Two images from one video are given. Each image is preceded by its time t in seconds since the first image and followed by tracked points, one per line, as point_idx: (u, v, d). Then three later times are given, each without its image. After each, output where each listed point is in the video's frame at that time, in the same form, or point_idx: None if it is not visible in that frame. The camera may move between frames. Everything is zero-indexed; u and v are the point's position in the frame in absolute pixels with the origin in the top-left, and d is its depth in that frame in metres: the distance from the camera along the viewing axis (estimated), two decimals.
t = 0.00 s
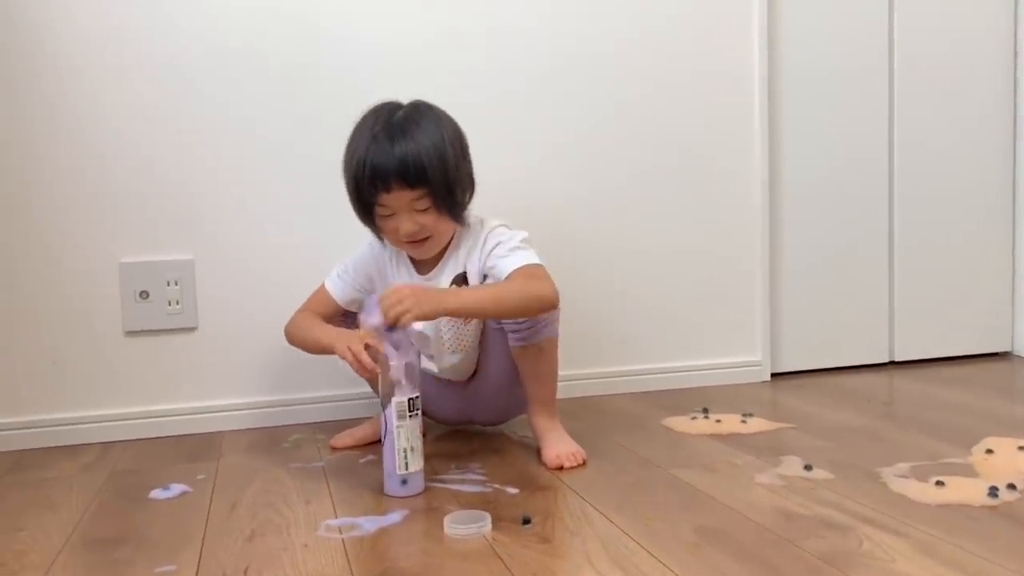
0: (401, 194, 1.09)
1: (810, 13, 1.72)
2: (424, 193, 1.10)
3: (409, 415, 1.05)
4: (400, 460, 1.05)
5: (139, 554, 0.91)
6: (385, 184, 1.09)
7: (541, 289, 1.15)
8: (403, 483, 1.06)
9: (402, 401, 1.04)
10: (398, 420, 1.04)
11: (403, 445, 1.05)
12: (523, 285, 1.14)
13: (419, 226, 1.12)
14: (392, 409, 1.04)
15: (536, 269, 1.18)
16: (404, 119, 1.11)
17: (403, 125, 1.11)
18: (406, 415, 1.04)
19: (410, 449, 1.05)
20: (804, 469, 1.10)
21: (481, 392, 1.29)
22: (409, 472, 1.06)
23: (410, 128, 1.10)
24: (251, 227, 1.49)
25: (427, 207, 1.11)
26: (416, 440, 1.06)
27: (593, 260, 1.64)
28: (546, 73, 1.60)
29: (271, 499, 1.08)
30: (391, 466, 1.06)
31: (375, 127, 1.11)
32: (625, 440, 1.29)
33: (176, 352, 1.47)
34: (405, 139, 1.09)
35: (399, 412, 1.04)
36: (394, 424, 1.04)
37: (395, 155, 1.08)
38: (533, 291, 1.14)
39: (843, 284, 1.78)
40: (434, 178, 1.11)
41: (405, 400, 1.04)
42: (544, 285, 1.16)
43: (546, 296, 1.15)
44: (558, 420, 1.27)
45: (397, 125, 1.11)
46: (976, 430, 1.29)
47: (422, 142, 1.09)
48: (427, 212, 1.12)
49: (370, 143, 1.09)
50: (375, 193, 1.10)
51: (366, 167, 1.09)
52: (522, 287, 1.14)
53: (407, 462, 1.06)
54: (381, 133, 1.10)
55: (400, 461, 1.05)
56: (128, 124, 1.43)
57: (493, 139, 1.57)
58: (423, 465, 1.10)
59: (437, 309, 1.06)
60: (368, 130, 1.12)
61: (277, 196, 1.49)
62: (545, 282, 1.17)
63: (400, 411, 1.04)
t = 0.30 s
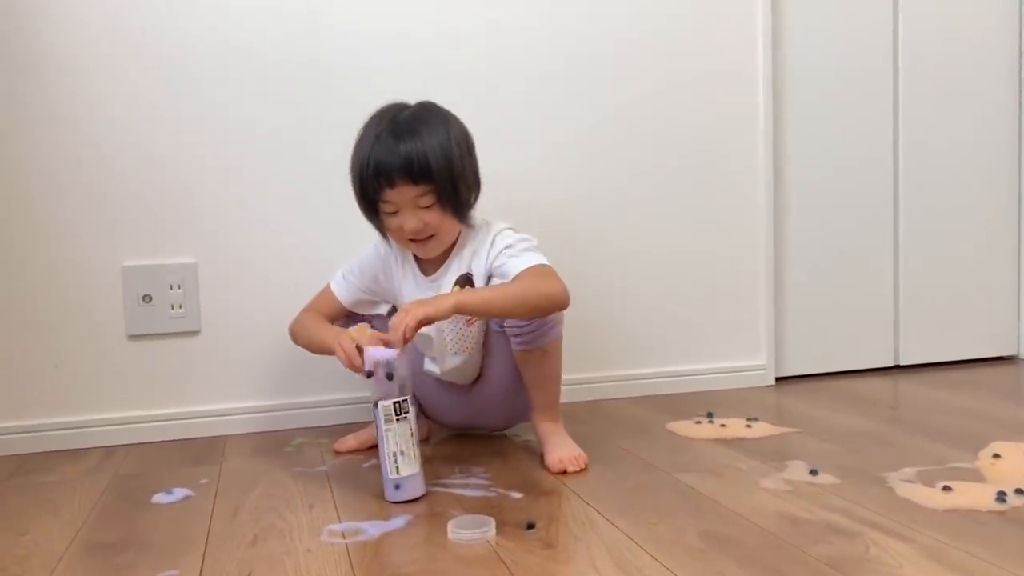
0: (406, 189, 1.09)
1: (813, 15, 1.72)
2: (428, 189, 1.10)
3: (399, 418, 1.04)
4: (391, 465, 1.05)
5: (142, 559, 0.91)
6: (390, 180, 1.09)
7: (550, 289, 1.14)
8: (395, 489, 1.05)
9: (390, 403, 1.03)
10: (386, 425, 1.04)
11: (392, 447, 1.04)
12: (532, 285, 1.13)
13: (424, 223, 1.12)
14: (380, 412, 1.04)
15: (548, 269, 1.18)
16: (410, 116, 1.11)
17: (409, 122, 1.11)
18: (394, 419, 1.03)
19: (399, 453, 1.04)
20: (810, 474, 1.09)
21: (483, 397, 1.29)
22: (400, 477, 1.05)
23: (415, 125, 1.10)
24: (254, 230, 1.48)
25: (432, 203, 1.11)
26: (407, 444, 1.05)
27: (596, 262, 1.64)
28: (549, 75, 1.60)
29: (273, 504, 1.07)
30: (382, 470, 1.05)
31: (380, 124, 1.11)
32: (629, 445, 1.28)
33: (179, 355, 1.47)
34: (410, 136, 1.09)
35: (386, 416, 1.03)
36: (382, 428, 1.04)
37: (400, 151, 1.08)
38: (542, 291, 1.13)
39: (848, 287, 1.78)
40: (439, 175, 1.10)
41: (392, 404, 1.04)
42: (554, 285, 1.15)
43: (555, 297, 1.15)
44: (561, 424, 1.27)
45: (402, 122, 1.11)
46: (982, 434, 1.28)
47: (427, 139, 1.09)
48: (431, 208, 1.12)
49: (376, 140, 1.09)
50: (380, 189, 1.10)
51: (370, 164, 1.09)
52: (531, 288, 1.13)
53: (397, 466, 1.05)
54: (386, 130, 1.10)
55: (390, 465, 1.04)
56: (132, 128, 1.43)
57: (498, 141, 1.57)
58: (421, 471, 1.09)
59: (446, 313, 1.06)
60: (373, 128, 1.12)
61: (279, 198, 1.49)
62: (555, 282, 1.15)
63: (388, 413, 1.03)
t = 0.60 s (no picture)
0: (420, 187, 1.09)
1: (815, 17, 1.71)
2: (441, 188, 1.10)
3: (401, 420, 1.03)
4: (391, 465, 1.04)
5: (138, 556, 0.90)
6: (404, 176, 1.08)
7: (557, 289, 1.15)
8: (394, 490, 1.05)
9: (393, 405, 1.03)
10: (388, 424, 1.03)
11: (393, 448, 1.04)
12: (538, 290, 1.14)
13: (435, 221, 1.12)
14: (382, 413, 1.03)
15: (556, 269, 1.19)
16: (425, 114, 1.11)
17: (424, 119, 1.10)
18: (395, 420, 1.03)
19: (399, 454, 1.04)
20: (808, 475, 1.09)
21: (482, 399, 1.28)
22: (399, 478, 1.04)
23: (431, 123, 1.10)
24: (254, 228, 1.48)
25: (445, 201, 1.11)
26: (409, 446, 1.05)
27: (595, 262, 1.63)
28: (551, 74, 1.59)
29: (270, 502, 1.07)
30: (382, 471, 1.05)
31: (395, 120, 1.11)
32: (627, 445, 1.28)
33: (177, 353, 1.46)
34: (425, 132, 1.09)
35: (389, 416, 1.03)
36: (385, 427, 1.04)
37: (415, 148, 1.08)
38: (548, 294, 1.14)
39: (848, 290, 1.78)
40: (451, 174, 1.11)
41: (395, 405, 1.03)
42: (560, 285, 1.16)
43: (564, 296, 1.16)
44: (561, 424, 1.26)
45: (418, 119, 1.10)
46: (981, 436, 1.28)
47: (442, 137, 1.09)
48: (443, 207, 1.12)
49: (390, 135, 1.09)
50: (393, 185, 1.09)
51: (384, 159, 1.09)
52: (537, 292, 1.14)
53: (396, 467, 1.04)
54: (401, 126, 1.10)
55: (390, 465, 1.04)
56: (132, 124, 1.43)
57: (497, 140, 1.57)
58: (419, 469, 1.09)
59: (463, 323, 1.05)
60: (387, 123, 1.11)
61: (279, 195, 1.49)
62: (562, 281, 1.17)
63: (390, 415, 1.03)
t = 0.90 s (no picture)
0: (429, 195, 1.09)
1: (814, 17, 1.72)
2: (451, 195, 1.10)
3: (397, 413, 1.03)
4: (386, 458, 1.05)
5: (132, 547, 0.90)
6: (414, 185, 1.08)
7: (573, 294, 1.16)
8: (388, 482, 1.05)
9: (390, 398, 1.03)
10: (384, 417, 1.03)
11: (388, 441, 1.04)
12: (555, 299, 1.14)
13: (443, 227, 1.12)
14: (379, 405, 1.03)
15: (560, 264, 1.20)
16: (433, 119, 1.10)
17: (433, 126, 1.09)
18: (392, 413, 1.03)
19: (394, 448, 1.04)
20: (802, 471, 1.09)
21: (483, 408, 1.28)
22: (393, 471, 1.05)
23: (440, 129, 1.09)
24: (252, 222, 1.48)
25: (454, 208, 1.11)
26: (403, 440, 1.05)
27: (592, 258, 1.64)
28: (551, 72, 1.60)
29: (265, 494, 1.07)
30: (376, 463, 1.05)
31: (403, 125, 1.10)
32: (622, 440, 1.29)
33: (173, 345, 1.46)
34: (433, 138, 1.08)
35: (385, 409, 1.03)
36: (381, 421, 1.04)
37: (426, 156, 1.07)
38: (565, 301, 1.14)
39: (844, 289, 1.78)
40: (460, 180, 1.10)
41: (392, 398, 1.03)
42: (570, 288, 1.15)
43: (576, 297, 1.16)
44: (557, 419, 1.26)
45: (427, 125, 1.09)
46: (975, 435, 1.29)
47: (451, 144, 1.09)
48: (452, 213, 1.12)
49: (399, 142, 1.07)
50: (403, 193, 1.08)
51: (394, 167, 1.08)
52: (556, 303, 1.14)
53: (391, 460, 1.05)
54: (409, 132, 1.09)
55: (384, 458, 1.05)
56: (130, 117, 1.43)
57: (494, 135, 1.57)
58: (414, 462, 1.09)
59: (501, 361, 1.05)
60: (394, 127, 1.10)
61: (275, 189, 1.49)
62: (574, 282, 1.17)
63: (386, 408, 1.03)
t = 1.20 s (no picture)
0: (426, 198, 1.06)
1: (811, 12, 1.72)
2: (448, 199, 1.07)
3: (388, 400, 1.04)
4: (376, 443, 1.05)
5: (123, 531, 0.91)
6: (411, 188, 1.05)
7: (544, 322, 1.16)
8: (379, 467, 1.06)
9: (380, 384, 1.03)
10: (375, 404, 1.04)
11: (379, 428, 1.04)
12: (528, 333, 1.16)
13: (441, 229, 1.09)
14: (369, 391, 1.04)
15: (547, 275, 1.19)
16: (432, 119, 1.07)
17: (432, 126, 1.06)
18: (382, 400, 1.03)
19: (384, 434, 1.04)
20: (792, 460, 1.10)
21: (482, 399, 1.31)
22: (383, 457, 1.05)
23: (439, 130, 1.06)
24: (245, 210, 1.48)
25: (451, 211, 1.08)
26: (394, 426, 1.05)
27: (586, 249, 1.64)
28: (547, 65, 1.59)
29: (257, 480, 1.07)
30: (367, 448, 1.05)
31: (401, 125, 1.06)
32: (614, 429, 1.29)
33: (166, 333, 1.46)
34: (431, 139, 1.05)
35: (375, 396, 1.03)
36: (372, 407, 1.04)
37: (423, 159, 1.04)
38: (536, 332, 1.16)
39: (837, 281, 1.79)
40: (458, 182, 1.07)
41: (383, 385, 1.03)
42: (535, 321, 1.16)
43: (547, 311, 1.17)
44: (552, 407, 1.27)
45: (425, 125, 1.06)
46: (965, 425, 1.29)
47: (450, 146, 1.06)
48: (450, 215, 1.09)
49: (397, 142, 1.05)
50: (399, 195, 1.06)
51: (391, 169, 1.05)
52: (528, 336, 1.16)
53: (381, 446, 1.05)
54: (407, 132, 1.06)
55: (375, 444, 1.05)
56: (124, 106, 1.42)
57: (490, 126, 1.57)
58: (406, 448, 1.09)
59: (500, 427, 1.11)
60: (392, 127, 1.07)
61: (269, 178, 1.48)
62: (543, 306, 1.17)
63: (376, 394, 1.03)
